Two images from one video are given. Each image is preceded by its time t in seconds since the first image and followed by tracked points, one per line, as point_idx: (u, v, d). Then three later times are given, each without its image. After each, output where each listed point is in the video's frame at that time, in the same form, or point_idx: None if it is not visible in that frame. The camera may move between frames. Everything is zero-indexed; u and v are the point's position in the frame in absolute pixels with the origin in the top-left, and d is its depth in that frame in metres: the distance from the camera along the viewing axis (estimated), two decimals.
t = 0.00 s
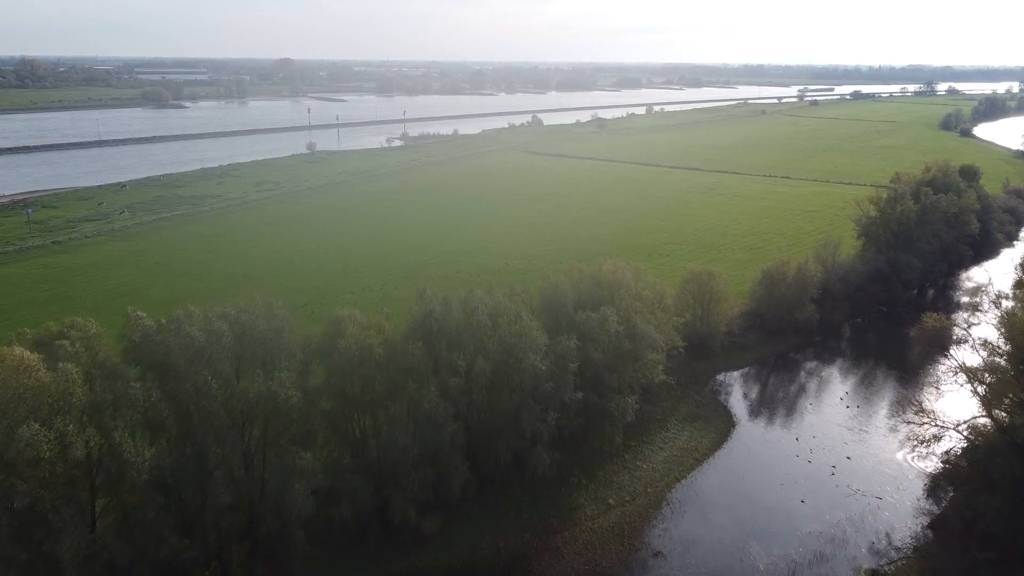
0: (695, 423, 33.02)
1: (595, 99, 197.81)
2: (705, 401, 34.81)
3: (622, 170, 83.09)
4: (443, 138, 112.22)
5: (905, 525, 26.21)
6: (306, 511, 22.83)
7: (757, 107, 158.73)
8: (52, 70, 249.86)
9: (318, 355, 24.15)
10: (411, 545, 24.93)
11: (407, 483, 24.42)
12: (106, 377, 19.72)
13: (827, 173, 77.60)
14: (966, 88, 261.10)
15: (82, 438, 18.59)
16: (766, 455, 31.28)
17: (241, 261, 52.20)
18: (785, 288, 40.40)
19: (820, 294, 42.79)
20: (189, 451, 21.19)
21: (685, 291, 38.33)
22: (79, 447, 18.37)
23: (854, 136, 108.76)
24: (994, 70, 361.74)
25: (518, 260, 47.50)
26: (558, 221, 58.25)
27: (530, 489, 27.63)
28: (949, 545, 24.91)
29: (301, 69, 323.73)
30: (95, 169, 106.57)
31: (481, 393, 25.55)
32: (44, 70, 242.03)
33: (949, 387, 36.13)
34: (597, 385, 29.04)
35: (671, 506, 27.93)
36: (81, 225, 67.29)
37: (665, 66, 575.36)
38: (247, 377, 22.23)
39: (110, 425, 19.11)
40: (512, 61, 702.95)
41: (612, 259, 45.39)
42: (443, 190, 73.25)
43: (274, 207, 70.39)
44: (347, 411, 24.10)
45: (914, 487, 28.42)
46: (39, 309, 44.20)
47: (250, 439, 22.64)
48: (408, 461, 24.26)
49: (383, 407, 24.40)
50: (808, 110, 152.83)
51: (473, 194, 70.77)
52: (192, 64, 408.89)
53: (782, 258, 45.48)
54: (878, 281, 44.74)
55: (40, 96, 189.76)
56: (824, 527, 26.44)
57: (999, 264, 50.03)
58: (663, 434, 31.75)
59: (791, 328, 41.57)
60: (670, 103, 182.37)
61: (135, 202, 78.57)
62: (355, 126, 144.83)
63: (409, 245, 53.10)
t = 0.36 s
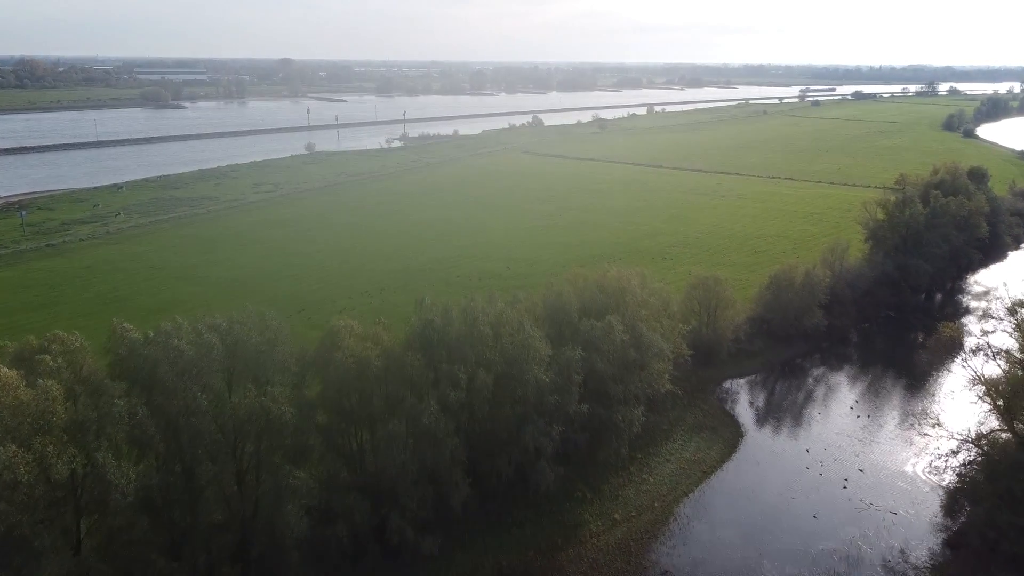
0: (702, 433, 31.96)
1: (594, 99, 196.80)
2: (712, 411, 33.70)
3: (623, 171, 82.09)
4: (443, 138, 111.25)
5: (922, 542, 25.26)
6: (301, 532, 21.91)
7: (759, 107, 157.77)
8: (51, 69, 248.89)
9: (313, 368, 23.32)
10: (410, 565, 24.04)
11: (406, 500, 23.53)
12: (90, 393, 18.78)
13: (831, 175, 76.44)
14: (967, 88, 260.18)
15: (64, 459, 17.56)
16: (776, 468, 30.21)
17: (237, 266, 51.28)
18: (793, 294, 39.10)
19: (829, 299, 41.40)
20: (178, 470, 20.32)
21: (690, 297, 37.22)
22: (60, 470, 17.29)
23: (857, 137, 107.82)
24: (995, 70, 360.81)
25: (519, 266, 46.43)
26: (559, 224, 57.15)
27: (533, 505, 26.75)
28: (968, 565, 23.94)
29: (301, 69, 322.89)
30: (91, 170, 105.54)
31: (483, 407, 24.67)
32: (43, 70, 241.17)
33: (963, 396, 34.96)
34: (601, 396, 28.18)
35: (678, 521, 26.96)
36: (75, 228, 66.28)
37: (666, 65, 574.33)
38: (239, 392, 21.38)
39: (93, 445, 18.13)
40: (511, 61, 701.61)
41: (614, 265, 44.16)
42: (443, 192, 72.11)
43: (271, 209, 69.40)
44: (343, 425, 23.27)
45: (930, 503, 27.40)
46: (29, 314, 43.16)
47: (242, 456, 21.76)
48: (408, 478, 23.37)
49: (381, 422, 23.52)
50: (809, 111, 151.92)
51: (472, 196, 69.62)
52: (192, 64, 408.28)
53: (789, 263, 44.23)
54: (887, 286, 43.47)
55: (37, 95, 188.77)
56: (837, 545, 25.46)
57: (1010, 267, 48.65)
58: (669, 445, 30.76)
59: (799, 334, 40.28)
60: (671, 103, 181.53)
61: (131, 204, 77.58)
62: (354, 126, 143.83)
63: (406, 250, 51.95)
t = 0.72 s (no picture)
0: (705, 442, 30.94)
1: (592, 99, 196.06)
2: (714, 419, 32.56)
3: (622, 172, 81.21)
4: (439, 139, 110.26)
5: (932, 557, 24.23)
6: (293, 552, 21.15)
7: (757, 107, 157.18)
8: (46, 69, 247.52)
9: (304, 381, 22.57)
10: None
11: (401, 518, 22.76)
12: (69, 411, 17.95)
13: (832, 176, 75.54)
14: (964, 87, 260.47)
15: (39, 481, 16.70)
16: (780, 478, 29.10)
17: (231, 269, 50.44)
18: (796, 299, 37.78)
19: (832, 303, 40.21)
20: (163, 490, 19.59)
21: (691, 302, 36.17)
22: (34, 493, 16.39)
23: (856, 137, 107.11)
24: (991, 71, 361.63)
25: (516, 271, 45.32)
26: (557, 228, 56.10)
27: (532, 521, 26.02)
28: None
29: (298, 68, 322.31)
30: (84, 171, 104.44)
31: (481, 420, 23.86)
32: (38, 70, 239.85)
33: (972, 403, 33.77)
34: (603, 406, 27.36)
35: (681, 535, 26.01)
36: (66, 230, 65.30)
37: (663, 65, 574.30)
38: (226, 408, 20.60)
39: (71, 466, 17.28)
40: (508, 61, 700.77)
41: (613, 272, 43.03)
42: (438, 195, 70.98)
43: (265, 211, 68.42)
44: (336, 441, 22.52)
45: (938, 515, 26.43)
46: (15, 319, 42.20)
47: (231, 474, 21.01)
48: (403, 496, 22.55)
49: (376, 438, 22.73)
50: (807, 111, 151.37)
51: (469, 199, 68.54)
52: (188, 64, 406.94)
53: (791, 268, 43.17)
54: (892, 289, 42.40)
55: (31, 96, 187.43)
56: (844, 560, 24.46)
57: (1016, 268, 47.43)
58: (671, 456, 29.80)
59: (803, 338, 39.03)
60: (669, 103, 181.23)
61: (123, 206, 76.59)
62: (350, 127, 142.75)
63: (401, 255, 50.89)
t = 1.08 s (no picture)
0: (677, 451, 29.89)
1: (556, 100, 196.07)
2: (684, 426, 31.62)
3: (587, 173, 80.73)
4: (402, 141, 108.48)
5: (908, 567, 22.81)
6: None
7: (718, 108, 159.17)
8: None
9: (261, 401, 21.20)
10: None
11: (364, 544, 21.53)
12: None
13: (795, 177, 76.20)
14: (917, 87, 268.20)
15: None
16: (751, 487, 27.74)
17: (184, 278, 48.17)
18: (765, 301, 37.40)
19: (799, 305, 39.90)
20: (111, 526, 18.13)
21: (661, 306, 35.57)
22: None
23: (815, 137, 108.95)
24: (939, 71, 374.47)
25: (481, 278, 44.20)
26: (523, 232, 55.06)
27: (501, 539, 25.05)
28: None
29: (260, 70, 315.07)
30: (30, 176, 99.79)
31: (447, 438, 22.77)
32: None
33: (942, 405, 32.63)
34: (574, 418, 26.59)
35: (654, 549, 24.75)
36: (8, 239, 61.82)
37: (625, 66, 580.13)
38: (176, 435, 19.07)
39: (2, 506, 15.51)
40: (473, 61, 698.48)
41: (580, 278, 42.28)
42: (402, 199, 69.39)
43: (222, 217, 65.96)
44: (296, 465, 21.24)
45: (913, 520, 25.01)
46: None
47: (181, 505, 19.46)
48: (367, 521, 21.24)
49: (338, 461, 21.48)
50: (767, 111, 153.79)
51: (433, 203, 67.07)
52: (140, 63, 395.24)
53: (758, 270, 43.01)
54: (857, 292, 42.45)
55: None
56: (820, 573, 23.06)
57: (976, 267, 47.77)
58: (642, 466, 28.79)
59: (772, 341, 38.54)
60: (634, 103, 182.47)
61: (70, 212, 73.02)
62: (311, 129, 139.70)
63: (364, 262, 49.35)
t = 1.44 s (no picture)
0: (613, 458, 29.43)
1: (484, 100, 195.69)
2: (620, 432, 31.22)
3: (515, 173, 79.88)
4: (327, 143, 105.17)
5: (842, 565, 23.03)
6: None
7: (642, 108, 162.88)
8: None
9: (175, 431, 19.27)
10: None
11: None
12: None
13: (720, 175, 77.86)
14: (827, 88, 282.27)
15: None
16: (688, 491, 27.48)
17: (89, 293, 44.47)
18: (694, 303, 37.49)
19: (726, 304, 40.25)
20: None
21: (593, 308, 35.03)
22: None
23: (735, 136, 112.83)
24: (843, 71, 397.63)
25: (411, 287, 42.71)
26: (455, 237, 53.71)
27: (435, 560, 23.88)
28: None
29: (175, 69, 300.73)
30: None
31: (378, 462, 21.48)
32: None
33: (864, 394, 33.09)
34: (509, 430, 25.77)
35: (594, 562, 24.07)
36: None
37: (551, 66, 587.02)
38: (75, 476, 16.91)
39: None
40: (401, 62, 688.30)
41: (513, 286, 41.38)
42: (326, 204, 66.67)
43: (131, 227, 61.63)
44: (212, 498, 19.41)
45: (846, 517, 25.18)
46: None
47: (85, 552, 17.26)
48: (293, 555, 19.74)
49: (259, 492, 19.95)
50: (689, 110, 158.50)
51: (360, 208, 64.74)
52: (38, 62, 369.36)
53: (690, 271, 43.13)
54: (782, 289, 43.37)
55: None
56: None
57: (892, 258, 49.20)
58: (580, 476, 28.20)
59: (702, 340, 38.77)
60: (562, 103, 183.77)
61: None
62: (229, 132, 133.79)
63: (288, 272, 46.99)
